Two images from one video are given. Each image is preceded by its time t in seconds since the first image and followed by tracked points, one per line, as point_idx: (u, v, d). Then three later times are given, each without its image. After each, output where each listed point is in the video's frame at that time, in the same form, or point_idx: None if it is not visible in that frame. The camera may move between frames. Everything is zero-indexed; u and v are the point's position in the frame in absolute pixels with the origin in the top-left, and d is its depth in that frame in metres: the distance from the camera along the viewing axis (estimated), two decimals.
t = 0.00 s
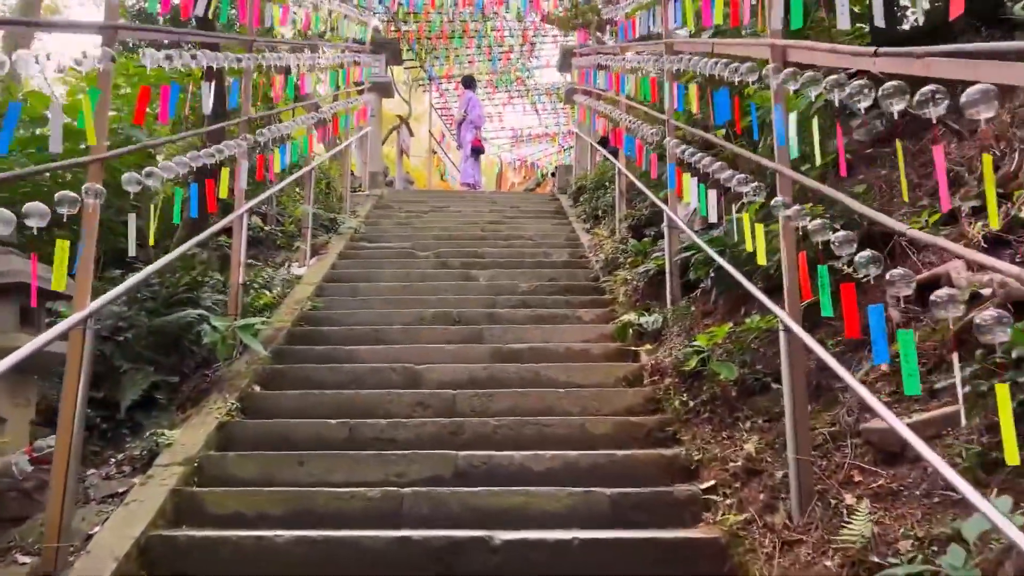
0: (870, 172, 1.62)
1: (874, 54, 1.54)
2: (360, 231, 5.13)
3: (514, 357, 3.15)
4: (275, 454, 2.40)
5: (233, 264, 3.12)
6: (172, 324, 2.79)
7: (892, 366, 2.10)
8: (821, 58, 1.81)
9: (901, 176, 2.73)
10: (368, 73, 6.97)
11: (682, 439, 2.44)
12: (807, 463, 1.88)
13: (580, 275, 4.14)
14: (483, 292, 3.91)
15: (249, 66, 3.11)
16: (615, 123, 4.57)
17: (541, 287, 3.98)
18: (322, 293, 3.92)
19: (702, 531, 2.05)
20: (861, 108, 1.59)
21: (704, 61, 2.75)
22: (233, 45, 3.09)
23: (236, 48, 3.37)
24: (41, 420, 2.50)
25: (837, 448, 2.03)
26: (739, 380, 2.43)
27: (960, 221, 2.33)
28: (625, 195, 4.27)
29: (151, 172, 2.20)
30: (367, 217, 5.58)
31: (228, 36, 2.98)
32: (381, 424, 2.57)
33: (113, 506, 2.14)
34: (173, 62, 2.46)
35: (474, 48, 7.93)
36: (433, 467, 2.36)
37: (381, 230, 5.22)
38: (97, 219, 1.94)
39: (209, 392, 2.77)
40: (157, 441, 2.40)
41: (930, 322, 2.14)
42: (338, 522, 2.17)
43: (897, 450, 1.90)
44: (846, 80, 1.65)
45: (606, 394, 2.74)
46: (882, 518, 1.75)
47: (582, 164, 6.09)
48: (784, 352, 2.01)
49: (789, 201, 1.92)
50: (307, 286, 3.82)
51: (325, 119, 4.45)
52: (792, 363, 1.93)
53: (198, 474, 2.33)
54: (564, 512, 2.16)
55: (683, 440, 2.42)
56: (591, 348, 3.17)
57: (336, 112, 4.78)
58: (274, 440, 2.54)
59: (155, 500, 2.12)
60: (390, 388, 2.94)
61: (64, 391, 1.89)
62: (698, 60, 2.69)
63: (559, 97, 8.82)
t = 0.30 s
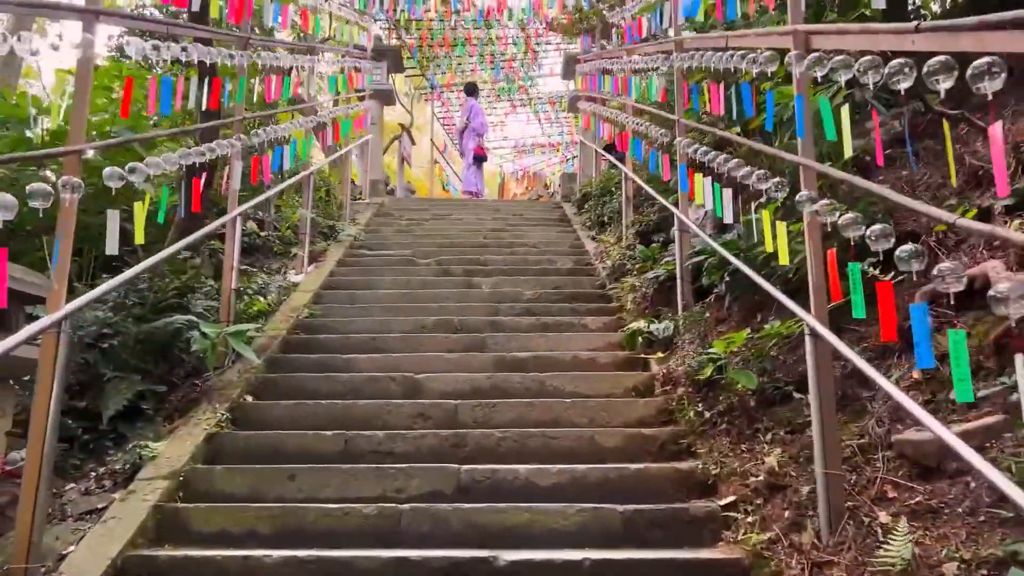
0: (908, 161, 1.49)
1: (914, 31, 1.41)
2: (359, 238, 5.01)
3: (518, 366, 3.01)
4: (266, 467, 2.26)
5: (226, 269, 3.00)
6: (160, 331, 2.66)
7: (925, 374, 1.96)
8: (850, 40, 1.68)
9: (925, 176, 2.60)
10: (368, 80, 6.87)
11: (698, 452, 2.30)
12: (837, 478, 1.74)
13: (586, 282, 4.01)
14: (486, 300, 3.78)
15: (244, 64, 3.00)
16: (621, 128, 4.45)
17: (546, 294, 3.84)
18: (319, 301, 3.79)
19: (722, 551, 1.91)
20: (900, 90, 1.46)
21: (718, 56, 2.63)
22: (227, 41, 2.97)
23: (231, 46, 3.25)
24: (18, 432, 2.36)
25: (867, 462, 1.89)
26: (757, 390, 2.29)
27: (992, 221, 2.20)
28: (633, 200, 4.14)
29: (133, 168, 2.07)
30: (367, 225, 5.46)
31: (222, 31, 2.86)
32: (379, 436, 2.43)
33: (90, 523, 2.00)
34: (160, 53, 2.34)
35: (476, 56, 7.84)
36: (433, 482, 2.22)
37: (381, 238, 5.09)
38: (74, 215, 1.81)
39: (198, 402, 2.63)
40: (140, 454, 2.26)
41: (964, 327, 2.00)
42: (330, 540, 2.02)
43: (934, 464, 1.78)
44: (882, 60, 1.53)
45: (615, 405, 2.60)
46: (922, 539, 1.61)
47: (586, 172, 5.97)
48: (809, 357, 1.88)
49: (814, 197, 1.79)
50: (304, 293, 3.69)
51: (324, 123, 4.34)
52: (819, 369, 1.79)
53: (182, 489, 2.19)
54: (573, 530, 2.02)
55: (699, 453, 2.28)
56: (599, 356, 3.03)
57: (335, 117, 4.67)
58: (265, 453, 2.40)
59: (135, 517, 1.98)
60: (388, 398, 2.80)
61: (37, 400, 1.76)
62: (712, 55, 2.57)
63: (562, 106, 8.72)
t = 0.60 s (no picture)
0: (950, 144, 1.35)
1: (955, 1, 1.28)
2: (358, 246, 4.88)
3: (521, 376, 2.87)
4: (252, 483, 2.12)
5: (215, 274, 2.87)
6: (144, 339, 2.53)
7: (961, 383, 1.82)
8: (879, 17, 1.56)
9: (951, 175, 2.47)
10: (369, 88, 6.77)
11: (713, 467, 2.15)
12: (870, 496, 1.59)
13: (591, 290, 3.87)
14: (488, 308, 3.64)
15: (237, 62, 2.89)
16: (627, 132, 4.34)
17: (549, 302, 3.71)
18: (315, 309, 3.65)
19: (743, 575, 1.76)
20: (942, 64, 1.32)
21: (730, 49, 2.51)
22: (219, 36, 2.85)
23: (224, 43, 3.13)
24: None
25: (901, 478, 1.74)
26: (776, 400, 2.15)
27: None
28: (639, 206, 4.01)
29: (107, 162, 1.94)
30: (366, 234, 5.33)
31: (215, 25, 2.75)
32: (373, 449, 2.29)
33: (59, 543, 1.86)
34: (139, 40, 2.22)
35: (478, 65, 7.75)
36: (431, 498, 2.07)
37: (380, 246, 4.96)
38: (43, 208, 1.70)
39: (183, 413, 2.49)
40: (118, 468, 2.12)
41: (1001, 332, 1.86)
42: (319, 562, 1.88)
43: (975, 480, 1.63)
44: (921, 34, 1.40)
45: (624, 416, 2.46)
46: (967, 563, 1.46)
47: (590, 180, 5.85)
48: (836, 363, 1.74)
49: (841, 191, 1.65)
50: (299, 301, 3.56)
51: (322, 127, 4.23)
52: (848, 377, 1.65)
53: (162, 506, 2.04)
54: (581, 551, 1.87)
55: (714, 468, 2.13)
56: (606, 366, 2.89)
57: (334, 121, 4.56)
58: (253, 467, 2.26)
59: (108, 536, 1.83)
60: (385, 410, 2.66)
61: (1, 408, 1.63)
62: (724, 48, 2.45)
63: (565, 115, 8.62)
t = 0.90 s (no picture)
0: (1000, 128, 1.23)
1: None
2: (359, 255, 4.77)
3: (528, 387, 2.74)
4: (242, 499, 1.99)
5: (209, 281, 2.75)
6: (133, 346, 2.41)
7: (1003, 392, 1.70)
8: None
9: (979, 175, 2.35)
10: (371, 96, 6.69)
11: (732, 482, 2.02)
12: (909, 514, 1.47)
13: (598, 299, 3.75)
14: (492, 316, 3.52)
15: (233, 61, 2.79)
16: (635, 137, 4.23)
17: (556, 311, 3.59)
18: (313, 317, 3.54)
19: None
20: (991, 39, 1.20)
21: (745, 44, 2.41)
22: (214, 34, 2.76)
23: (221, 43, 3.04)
24: None
25: (940, 493, 1.61)
26: (800, 411, 2.02)
27: None
28: (648, 212, 3.90)
29: (91, 158, 1.83)
30: (367, 243, 5.22)
31: (208, 21, 2.65)
32: (371, 464, 2.16)
33: (33, 564, 1.73)
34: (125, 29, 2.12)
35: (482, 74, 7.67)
36: (432, 516, 1.94)
37: (381, 255, 4.85)
38: (18, 202, 1.61)
39: (172, 426, 2.37)
40: (101, 483, 1.99)
41: None
42: None
43: (1023, 496, 1.50)
44: (963, 10, 1.28)
45: (636, 429, 2.33)
46: None
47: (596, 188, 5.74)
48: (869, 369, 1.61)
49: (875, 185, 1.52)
50: (297, 310, 3.44)
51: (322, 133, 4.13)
52: (885, 384, 1.53)
53: (145, 524, 1.92)
54: (593, 573, 1.74)
55: (734, 483, 2.00)
56: (616, 376, 2.76)
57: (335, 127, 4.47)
58: (244, 483, 2.13)
59: (86, 557, 1.71)
60: (385, 422, 2.53)
61: None
62: (740, 42, 2.35)
63: (570, 125, 8.53)
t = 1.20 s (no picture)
0: None
1: None
2: (359, 268, 4.64)
3: (536, 403, 2.59)
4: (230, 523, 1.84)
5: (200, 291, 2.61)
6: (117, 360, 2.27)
7: None
8: None
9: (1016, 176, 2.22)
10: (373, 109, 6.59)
11: (760, 504, 1.87)
12: (967, 540, 1.32)
13: (608, 312, 3.61)
14: (497, 330, 3.38)
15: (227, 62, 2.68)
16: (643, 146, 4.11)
17: (563, 324, 3.45)
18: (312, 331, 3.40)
19: None
20: None
21: (764, 41, 2.29)
22: (208, 33, 2.65)
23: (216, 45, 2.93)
24: None
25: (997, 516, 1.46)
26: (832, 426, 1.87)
27: None
28: (658, 222, 3.77)
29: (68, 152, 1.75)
30: (368, 256, 5.09)
31: (201, 19, 2.54)
32: (370, 484, 2.00)
33: None
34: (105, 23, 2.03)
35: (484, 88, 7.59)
36: (436, 541, 1.79)
37: (383, 268, 4.72)
38: None
39: (158, 443, 2.22)
40: (77, 505, 1.85)
41: None
42: None
43: None
44: None
45: (654, 447, 2.18)
46: None
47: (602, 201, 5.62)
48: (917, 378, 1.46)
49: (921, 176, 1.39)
50: (294, 323, 3.30)
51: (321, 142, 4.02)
52: (936, 395, 1.38)
53: (124, 551, 1.77)
54: None
55: (762, 505, 1.85)
56: (630, 390, 2.61)
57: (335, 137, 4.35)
58: (232, 505, 1.98)
59: None
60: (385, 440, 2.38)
61: None
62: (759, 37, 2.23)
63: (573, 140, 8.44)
